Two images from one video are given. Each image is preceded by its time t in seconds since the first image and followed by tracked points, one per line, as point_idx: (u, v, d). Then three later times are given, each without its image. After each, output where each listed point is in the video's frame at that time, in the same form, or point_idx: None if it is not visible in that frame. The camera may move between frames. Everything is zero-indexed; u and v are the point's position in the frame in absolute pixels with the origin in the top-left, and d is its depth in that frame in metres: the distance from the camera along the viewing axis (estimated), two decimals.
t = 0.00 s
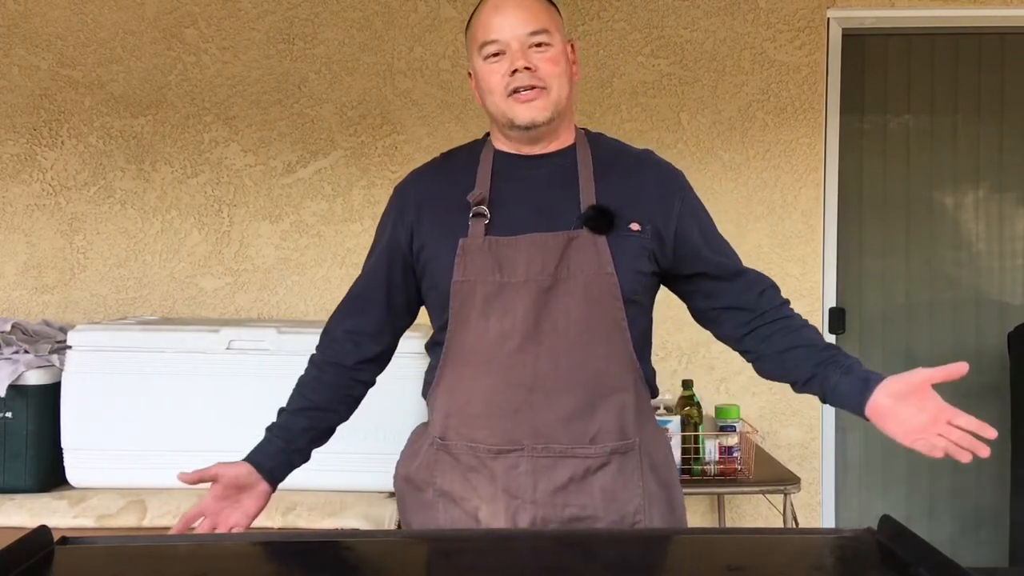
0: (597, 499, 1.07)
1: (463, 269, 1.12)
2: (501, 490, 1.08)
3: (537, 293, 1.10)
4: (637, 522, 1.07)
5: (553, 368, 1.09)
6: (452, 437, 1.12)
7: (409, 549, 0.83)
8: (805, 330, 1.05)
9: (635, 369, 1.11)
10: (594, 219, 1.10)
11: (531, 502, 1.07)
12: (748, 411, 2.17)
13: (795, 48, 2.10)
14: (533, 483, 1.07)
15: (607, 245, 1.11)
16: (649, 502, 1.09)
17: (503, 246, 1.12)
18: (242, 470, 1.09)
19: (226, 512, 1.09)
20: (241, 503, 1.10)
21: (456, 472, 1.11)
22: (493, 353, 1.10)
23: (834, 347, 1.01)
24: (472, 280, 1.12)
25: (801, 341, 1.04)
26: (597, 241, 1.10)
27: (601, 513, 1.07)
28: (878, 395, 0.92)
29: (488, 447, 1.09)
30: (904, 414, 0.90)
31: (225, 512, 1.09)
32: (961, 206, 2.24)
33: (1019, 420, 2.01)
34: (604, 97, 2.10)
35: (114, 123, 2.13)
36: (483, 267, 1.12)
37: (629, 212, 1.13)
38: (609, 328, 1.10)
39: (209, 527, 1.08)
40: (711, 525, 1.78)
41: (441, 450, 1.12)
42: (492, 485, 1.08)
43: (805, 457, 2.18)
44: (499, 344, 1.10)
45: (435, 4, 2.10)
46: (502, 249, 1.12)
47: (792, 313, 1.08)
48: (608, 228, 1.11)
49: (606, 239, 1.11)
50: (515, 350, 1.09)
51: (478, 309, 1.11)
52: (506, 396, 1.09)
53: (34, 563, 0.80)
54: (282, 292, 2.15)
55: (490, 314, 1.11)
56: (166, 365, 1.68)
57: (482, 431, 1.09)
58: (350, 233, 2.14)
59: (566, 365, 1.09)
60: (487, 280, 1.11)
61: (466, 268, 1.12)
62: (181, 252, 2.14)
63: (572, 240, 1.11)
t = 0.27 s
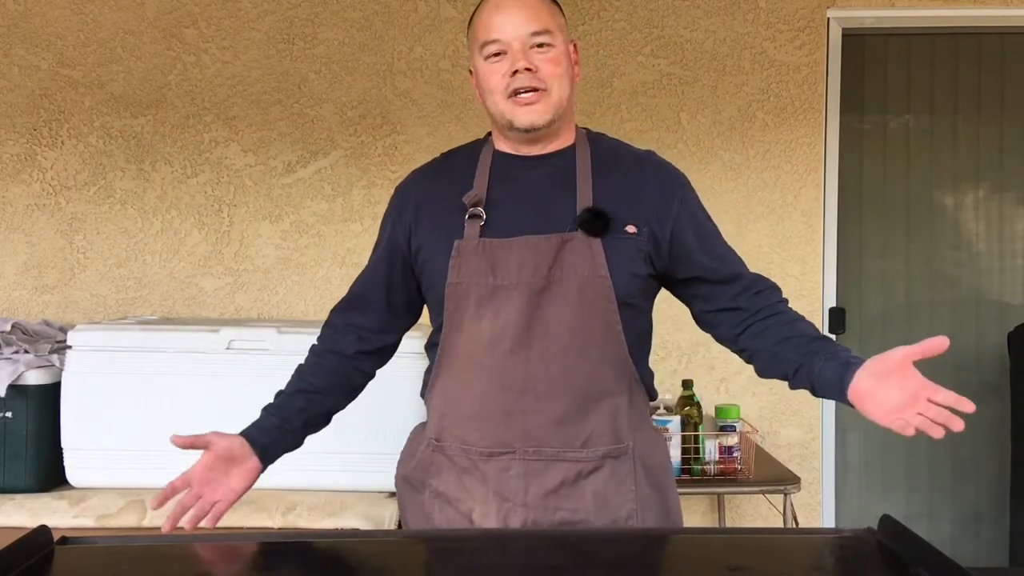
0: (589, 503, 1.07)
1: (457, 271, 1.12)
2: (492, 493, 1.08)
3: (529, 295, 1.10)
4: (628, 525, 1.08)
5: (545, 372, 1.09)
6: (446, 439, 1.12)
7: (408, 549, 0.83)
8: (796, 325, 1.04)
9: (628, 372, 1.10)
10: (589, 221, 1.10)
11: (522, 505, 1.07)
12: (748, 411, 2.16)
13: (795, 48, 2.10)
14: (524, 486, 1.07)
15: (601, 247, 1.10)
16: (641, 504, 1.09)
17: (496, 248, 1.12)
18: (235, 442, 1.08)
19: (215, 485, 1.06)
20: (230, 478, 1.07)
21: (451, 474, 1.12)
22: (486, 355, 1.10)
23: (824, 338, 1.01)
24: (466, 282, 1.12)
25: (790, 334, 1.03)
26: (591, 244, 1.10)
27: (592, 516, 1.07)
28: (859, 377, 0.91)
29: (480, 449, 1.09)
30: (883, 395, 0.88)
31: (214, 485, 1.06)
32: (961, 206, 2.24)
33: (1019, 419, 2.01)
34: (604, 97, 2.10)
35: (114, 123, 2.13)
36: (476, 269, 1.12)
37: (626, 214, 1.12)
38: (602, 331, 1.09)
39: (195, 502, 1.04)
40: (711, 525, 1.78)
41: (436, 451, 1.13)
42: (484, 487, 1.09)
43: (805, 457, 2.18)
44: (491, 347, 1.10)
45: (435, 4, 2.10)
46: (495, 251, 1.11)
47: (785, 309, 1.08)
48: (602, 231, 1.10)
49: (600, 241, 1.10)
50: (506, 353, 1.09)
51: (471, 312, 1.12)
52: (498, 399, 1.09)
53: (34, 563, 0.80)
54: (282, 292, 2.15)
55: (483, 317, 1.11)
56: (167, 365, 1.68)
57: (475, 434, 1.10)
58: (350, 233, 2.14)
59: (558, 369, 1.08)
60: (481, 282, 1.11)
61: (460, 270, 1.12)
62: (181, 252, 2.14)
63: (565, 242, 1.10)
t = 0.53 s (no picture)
0: (582, 504, 1.07)
1: (454, 271, 1.13)
2: (486, 493, 1.08)
3: (524, 295, 1.10)
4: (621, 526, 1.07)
5: (539, 372, 1.08)
6: (442, 438, 1.13)
7: (409, 549, 0.83)
8: (794, 324, 1.02)
9: (624, 373, 1.09)
10: (585, 220, 1.10)
11: (514, 506, 1.07)
12: (748, 411, 2.17)
13: (795, 48, 2.10)
14: (517, 487, 1.07)
15: (597, 247, 1.10)
16: (636, 506, 1.09)
17: (492, 248, 1.12)
18: (232, 416, 1.07)
19: (210, 457, 1.05)
20: (225, 452, 1.06)
21: (447, 473, 1.12)
22: (481, 356, 1.10)
23: (821, 337, 0.98)
24: (462, 282, 1.12)
25: (787, 333, 1.01)
26: (587, 244, 1.09)
27: (585, 518, 1.07)
28: (849, 373, 0.90)
29: (474, 449, 1.09)
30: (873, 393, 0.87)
31: (209, 457, 1.05)
32: (961, 206, 2.24)
33: (1019, 419, 2.01)
34: (604, 97, 2.10)
35: (114, 123, 2.13)
36: (472, 269, 1.12)
37: (624, 214, 1.12)
38: (597, 332, 1.09)
39: (189, 473, 1.04)
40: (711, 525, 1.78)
41: (433, 450, 1.14)
42: (478, 487, 1.09)
43: (805, 457, 2.18)
44: (486, 347, 1.10)
45: (435, 4, 2.10)
46: (491, 251, 1.11)
47: (785, 308, 1.05)
48: (599, 230, 1.10)
49: (597, 241, 1.10)
50: (501, 353, 1.09)
51: (467, 312, 1.12)
52: (492, 399, 1.09)
53: (34, 563, 0.80)
54: (282, 292, 2.15)
55: (479, 317, 1.11)
56: (167, 365, 1.68)
57: (470, 434, 1.10)
58: (350, 233, 2.14)
59: (552, 369, 1.08)
60: (477, 282, 1.11)
61: (457, 270, 1.12)
62: (181, 252, 2.14)
63: (561, 242, 1.10)
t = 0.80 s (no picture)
0: (582, 505, 1.07)
1: (454, 271, 1.13)
2: (485, 493, 1.08)
3: (524, 296, 1.10)
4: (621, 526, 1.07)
5: (538, 373, 1.08)
6: (442, 439, 1.13)
7: (409, 549, 0.83)
8: (789, 330, 1.01)
9: (624, 374, 1.09)
10: (585, 221, 1.10)
11: (514, 506, 1.07)
12: (748, 411, 2.17)
13: (795, 48, 2.10)
14: (517, 487, 1.07)
15: (597, 247, 1.09)
16: (635, 505, 1.09)
17: (492, 249, 1.11)
18: (242, 422, 1.07)
19: (222, 463, 1.06)
20: (236, 457, 1.07)
21: (447, 473, 1.12)
22: (480, 356, 1.10)
23: (813, 345, 0.97)
24: (461, 283, 1.12)
25: (779, 339, 1.00)
26: (586, 244, 1.09)
27: (585, 518, 1.07)
28: (832, 384, 0.89)
29: (474, 449, 1.09)
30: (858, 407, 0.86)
31: (221, 464, 1.06)
32: (961, 206, 2.24)
33: (1019, 419, 2.01)
34: (604, 97, 2.10)
35: (114, 123, 2.13)
36: (472, 270, 1.12)
37: (624, 214, 1.12)
38: (597, 332, 1.09)
39: (201, 480, 1.04)
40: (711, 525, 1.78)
41: (433, 450, 1.14)
42: (478, 488, 1.09)
43: (805, 457, 2.18)
44: (486, 348, 1.10)
45: (435, 4, 2.10)
46: (490, 252, 1.11)
47: (782, 314, 1.04)
48: (598, 231, 1.10)
49: (596, 242, 1.10)
50: (501, 353, 1.09)
51: (467, 313, 1.12)
52: (492, 399, 1.09)
53: (34, 563, 0.80)
54: (282, 292, 2.15)
55: (479, 317, 1.11)
56: (167, 365, 1.68)
57: (470, 434, 1.10)
58: (350, 233, 2.14)
59: (551, 370, 1.08)
60: (477, 282, 1.11)
61: (458, 270, 1.12)
62: (181, 252, 2.14)
63: (561, 242, 1.10)
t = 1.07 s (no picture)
0: (581, 505, 1.07)
1: (454, 272, 1.13)
2: (485, 493, 1.08)
3: (524, 297, 1.10)
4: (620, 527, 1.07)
5: (538, 373, 1.08)
6: (443, 439, 1.13)
7: (409, 548, 0.83)
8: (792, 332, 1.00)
9: (624, 375, 1.09)
10: (585, 221, 1.10)
11: (513, 507, 1.07)
12: (748, 411, 2.17)
13: (795, 48, 2.10)
14: (517, 487, 1.07)
15: (596, 248, 1.09)
16: (636, 506, 1.09)
17: (492, 249, 1.12)
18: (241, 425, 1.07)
19: (223, 467, 1.06)
20: (236, 461, 1.07)
21: (448, 473, 1.12)
22: (480, 357, 1.10)
23: (817, 348, 0.96)
24: (462, 283, 1.12)
25: (782, 341, 0.99)
26: (586, 245, 1.09)
27: (585, 518, 1.07)
28: (835, 391, 0.88)
29: (475, 449, 1.09)
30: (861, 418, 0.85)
31: (222, 468, 1.06)
32: (961, 206, 2.24)
33: (1019, 419, 2.01)
34: (604, 97, 2.10)
35: (114, 123, 2.13)
36: (473, 270, 1.12)
37: (624, 215, 1.12)
38: (596, 332, 1.09)
39: (203, 485, 1.04)
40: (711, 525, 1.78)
41: (434, 451, 1.14)
42: (477, 487, 1.09)
43: (805, 457, 2.18)
44: (486, 348, 1.10)
45: (435, 4, 2.10)
46: (491, 252, 1.11)
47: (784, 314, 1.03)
48: (597, 231, 1.10)
49: (595, 242, 1.10)
50: (501, 354, 1.09)
51: (467, 313, 1.12)
52: (492, 400, 1.09)
53: (34, 563, 0.80)
54: (281, 292, 2.15)
55: (479, 318, 1.11)
56: (167, 365, 1.68)
57: (470, 434, 1.10)
58: (350, 233, 2.14)
59: (551, 370, 1.08)
60: (477, 283, 1.12)
61: (458, 271, 1.13)
62: (181, 252, 2.14)
63: (560, 243, 1.10)
